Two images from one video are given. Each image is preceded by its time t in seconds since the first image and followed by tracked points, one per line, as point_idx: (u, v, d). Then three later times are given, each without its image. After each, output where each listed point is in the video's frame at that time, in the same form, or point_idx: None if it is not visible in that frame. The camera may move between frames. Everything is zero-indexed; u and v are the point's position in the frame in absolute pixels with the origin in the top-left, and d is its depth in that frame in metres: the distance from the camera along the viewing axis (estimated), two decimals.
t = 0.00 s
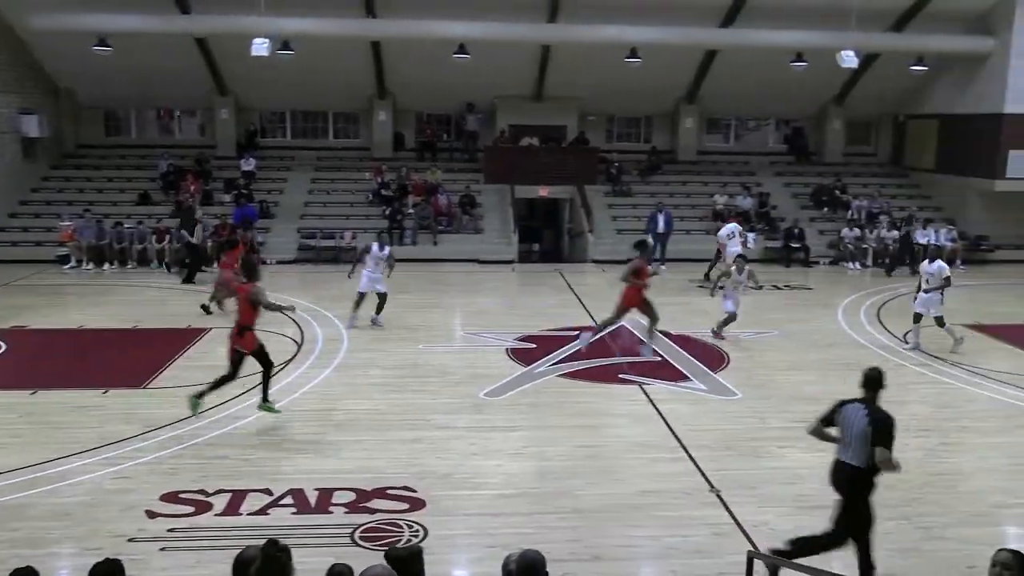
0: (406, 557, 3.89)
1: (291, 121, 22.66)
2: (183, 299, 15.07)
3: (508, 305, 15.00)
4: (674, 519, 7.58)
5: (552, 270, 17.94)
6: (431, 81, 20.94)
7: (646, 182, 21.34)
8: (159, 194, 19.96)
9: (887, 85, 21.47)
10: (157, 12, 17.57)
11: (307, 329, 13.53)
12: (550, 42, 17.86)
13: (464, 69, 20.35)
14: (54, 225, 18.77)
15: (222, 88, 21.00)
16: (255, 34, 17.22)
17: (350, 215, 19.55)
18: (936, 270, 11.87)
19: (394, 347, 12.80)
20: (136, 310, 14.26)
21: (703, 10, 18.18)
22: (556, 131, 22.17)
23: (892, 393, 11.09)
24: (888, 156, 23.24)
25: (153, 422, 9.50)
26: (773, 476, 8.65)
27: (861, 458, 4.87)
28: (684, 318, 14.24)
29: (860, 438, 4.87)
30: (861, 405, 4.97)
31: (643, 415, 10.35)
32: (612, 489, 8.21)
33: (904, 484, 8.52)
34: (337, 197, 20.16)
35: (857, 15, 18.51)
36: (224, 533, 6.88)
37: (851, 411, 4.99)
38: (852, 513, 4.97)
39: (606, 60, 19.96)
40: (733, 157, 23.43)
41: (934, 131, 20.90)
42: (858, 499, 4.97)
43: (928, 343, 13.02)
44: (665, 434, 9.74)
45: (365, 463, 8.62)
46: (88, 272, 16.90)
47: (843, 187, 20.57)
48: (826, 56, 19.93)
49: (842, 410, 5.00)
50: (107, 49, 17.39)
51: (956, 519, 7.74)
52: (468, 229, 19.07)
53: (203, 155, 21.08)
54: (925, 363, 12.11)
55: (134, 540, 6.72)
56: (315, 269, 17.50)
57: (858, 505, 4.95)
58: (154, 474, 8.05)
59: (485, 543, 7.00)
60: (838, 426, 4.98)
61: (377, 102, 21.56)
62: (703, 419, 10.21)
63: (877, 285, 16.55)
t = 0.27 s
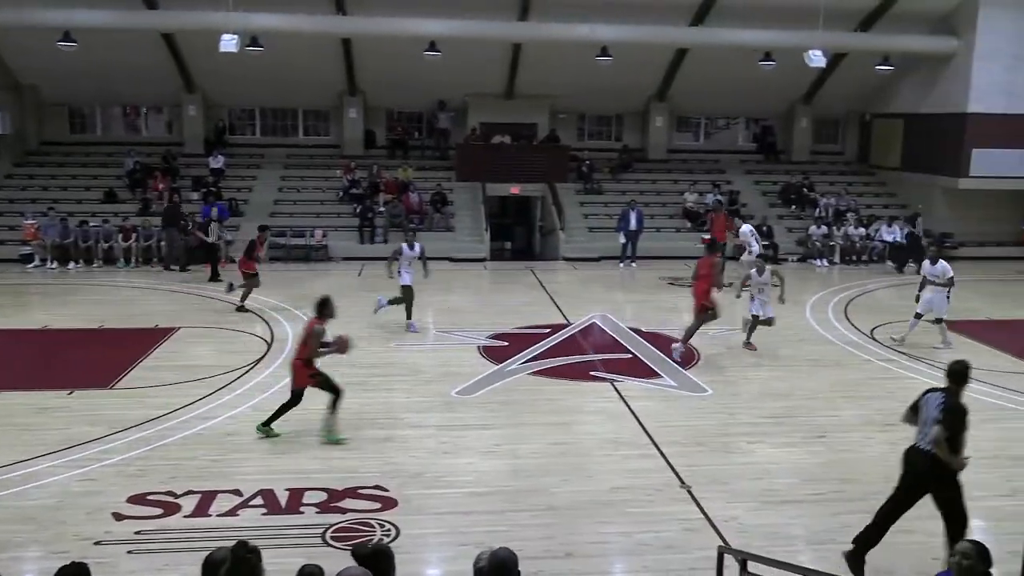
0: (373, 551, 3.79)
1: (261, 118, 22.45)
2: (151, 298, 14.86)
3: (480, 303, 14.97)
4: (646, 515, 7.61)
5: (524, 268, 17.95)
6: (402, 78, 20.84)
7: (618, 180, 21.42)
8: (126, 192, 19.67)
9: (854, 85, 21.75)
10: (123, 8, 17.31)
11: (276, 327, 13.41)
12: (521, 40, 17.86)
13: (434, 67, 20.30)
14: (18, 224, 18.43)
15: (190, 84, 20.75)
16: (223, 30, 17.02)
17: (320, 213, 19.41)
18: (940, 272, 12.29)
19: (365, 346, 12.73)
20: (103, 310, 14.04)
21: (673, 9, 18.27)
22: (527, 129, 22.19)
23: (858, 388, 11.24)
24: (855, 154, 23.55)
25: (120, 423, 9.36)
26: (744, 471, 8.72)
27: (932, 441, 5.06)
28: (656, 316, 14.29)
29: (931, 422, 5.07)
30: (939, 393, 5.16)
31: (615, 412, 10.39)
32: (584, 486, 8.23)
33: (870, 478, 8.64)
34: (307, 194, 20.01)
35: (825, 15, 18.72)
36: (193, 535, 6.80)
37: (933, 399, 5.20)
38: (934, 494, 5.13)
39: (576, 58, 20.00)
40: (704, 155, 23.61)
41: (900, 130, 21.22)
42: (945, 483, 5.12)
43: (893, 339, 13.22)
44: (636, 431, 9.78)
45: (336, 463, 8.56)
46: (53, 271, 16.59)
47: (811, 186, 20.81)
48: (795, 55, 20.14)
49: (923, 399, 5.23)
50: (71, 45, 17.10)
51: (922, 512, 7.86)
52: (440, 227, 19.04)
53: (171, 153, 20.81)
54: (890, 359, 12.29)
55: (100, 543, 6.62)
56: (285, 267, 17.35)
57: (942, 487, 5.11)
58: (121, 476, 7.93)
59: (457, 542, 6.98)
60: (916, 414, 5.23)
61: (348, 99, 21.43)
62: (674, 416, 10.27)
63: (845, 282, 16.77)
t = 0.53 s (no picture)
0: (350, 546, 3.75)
1: (235, 115, 22.27)
2: (125, 297, 14.69)
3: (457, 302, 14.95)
4: (623, 512, 7.64)
5: (502, 266, 17.93)
6: (378, 76, 20.75)
7: (594, 178, 21.48)
8: (98, 189, 19.43)
9: (828, 84, 21.96)
10: (95, 3, 17.08)
11: (252, 326, 13.30)
12: (498, 38, 17.85)
13: (411, 64, 20.24)
14: None
15: (163, 81, 20.53)
16: (197, 27, 16.86)
17: (296, 211, 19.29)
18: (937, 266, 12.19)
19: (342, 344, 12.66)
20: (75, 309, 13.85)
21: (649, 7, 18.34)
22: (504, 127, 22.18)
23: (833, 384, 11.35)
24: (829, 152, 23.77)
25: (92, 424, 9.24)
26: (721, 468, 8.78)
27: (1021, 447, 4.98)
28: (633, 314, 14.35)
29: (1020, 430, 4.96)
30: (1016, 394, 5.05)
31: (592, 409, 10.42)
32: (562, 484, 8.24)
33: (844, 473, 8.74)
34: (283, 192, 19.88)
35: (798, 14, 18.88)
36: (169, 536, 6.73)
37: (1012, 399, 5.09)
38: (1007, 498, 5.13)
39: (553, 57, 20.03)
40: (680, 153, 23.74)
41: (873, 128, 21.45)
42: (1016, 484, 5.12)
43: (866, 335, 13.36)
44: (613, 429, 9.81)
45: (313, 463, 8.51)
46: (26, 270, 16.35)
47: (786, 183, 20.98)
48: (770, 54, 20.29)
49: (998, 399, 5.11)
50: (41, 40, 16.84)
51: (895, 507, 7.96)
52: (417, 225, 19.00)
53: (144, 150, 20.58)
54: (863, 355, 12.42)
55: (74, 545, 6.54)
56: (261, 265, 17.23)
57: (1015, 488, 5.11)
58: (94, 477, 7.83)
59: (435, 541, 6.97)
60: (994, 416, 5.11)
61: (323, 96, 21.31)
62: (651, 413, 10.31)
63: (819, 279, 16.92)
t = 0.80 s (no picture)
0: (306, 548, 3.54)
1: (185, 115, 21.90)
2: (71, 302, 14.31)
3: (412, 304, 14.87)
4: (579, 512, 7.65)
5: (457, 267, 17.88)
6: (331, 76, 20.58)
7: (549, 179, 21.55)
8: (43, 192, 18.95)
9: (777, 87, 22.37)
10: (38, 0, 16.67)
11: (203, 330, 13.07)
12: (452, 39, 17.84)
13: (364, 65, 20.12)
14: None
15: (111, 81, 20.12)
16: (145, 26, 16.55)
17: (248, 212, 19.04)
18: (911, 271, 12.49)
19: (295, 348, 12.50)
20: (18, 314, 13.46)
21: (604, 9, 18.50)
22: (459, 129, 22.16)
23: (783, 382, 11.53)
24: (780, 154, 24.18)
25: (35, 432, 8.97)
26: (675, 466, 8.84)
27: None
28: (588, 314, 14.40)
29: None
30: None
31: (547, 410, 10.43)
32: (517, 484, 8.23)
33: (796, 469, 8.86)
34: (234, 194, 19.60)
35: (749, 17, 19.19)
36: (116, 545, 6.56)
37: None
38: None
39: (507, 58, 20.07)
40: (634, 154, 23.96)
41: (821, 130, 21.88)
42: None
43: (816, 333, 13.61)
44: (569, 429, 9.83)
45: (266, 467, 8.37)
46: None
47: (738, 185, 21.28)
48: (722, 57, 20.58)
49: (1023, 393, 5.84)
50: None
51: (845, 501, 8.10)
52: (372, 227, 18.89)
53: (90, 151, 20.12)
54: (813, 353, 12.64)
55: (16, 558, 6.33)
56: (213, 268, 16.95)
57: None
58: (37, 487, 7.60)
59: (390, 544, 6.90)
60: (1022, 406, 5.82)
61: (276, 97, 21.08)
62: (607, 412, 10.36)
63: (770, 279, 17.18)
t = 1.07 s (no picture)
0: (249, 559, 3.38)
1: (116, 116, 21.32)
2: None
3: (352, 307, 14.72)
4: (522, 513, 7.66)
5: (398, 269, 17.77)
6: (268, 76, 20.26)
7: (490, 181, 21.57)
8: None
9: (713, 89, 22.81)
10: None
11: (137, 336, 12.73)
12: (391, 40, 17.73)
13: (301, 65, 19.87)
14: None
15: (37, 80, 19.46)
16: (72, 24, 16.06)
17: (183, 215, 18.62)
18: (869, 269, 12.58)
19: (233, 353, 12.26)
20: None
21: (543, 12, 18.61)
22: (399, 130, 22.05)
23: (722, 380, 11.74)
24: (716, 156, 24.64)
25: None
26: (617, 465, 8.92)
27: None
28: (530, 316, 14.45)
29: None
30: None
31: (490, 411, 10.42)
32: (460, 487, 8.20)
33: (734, 465, 9.03)
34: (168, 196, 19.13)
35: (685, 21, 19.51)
36: (46, 560, 6.34)
37: None
38: None
39: (447, 60, 20.04)
40: (574, 155, 24.16)
41: (756, 132, 22.37)
42: None
43: (752, 331, 13.89)
44: (511, 430, 9.84)
45: (203, 475, 8.19)
46: None
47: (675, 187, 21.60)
48: (659, 61, 20.88)
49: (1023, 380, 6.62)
50: None
51: (782, 495, 8.28)
52: (311, 229, 18.68)
53: (15, 153, 19.43)
54: (749, 351, 12.90)
55: None
56: (147, 272, 16.53)
57: None
58: None
59: (331, 550, 6.81)
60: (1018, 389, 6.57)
61: (211, 97, 20.68)
62: (549, 413, 10.40)
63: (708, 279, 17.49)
